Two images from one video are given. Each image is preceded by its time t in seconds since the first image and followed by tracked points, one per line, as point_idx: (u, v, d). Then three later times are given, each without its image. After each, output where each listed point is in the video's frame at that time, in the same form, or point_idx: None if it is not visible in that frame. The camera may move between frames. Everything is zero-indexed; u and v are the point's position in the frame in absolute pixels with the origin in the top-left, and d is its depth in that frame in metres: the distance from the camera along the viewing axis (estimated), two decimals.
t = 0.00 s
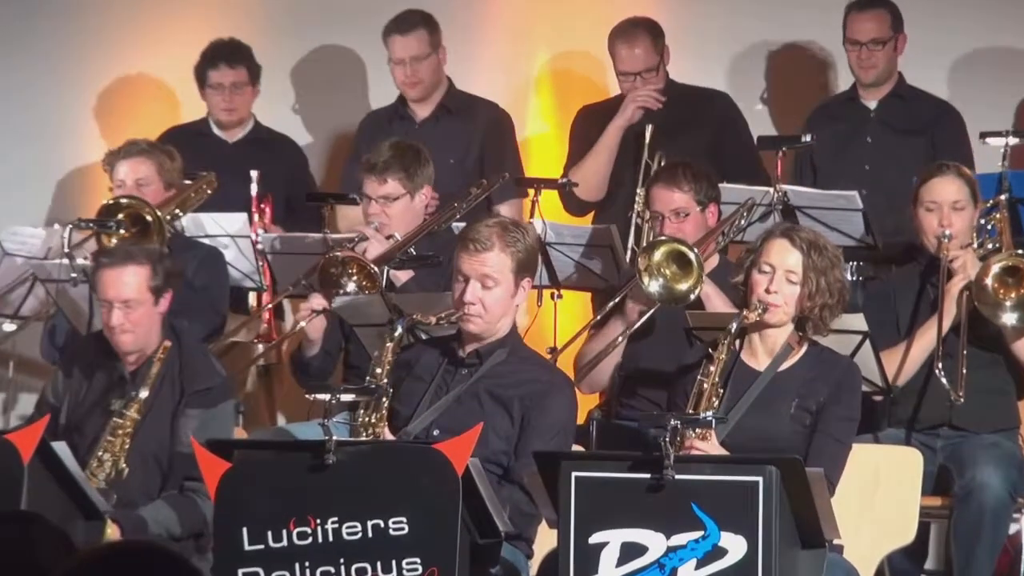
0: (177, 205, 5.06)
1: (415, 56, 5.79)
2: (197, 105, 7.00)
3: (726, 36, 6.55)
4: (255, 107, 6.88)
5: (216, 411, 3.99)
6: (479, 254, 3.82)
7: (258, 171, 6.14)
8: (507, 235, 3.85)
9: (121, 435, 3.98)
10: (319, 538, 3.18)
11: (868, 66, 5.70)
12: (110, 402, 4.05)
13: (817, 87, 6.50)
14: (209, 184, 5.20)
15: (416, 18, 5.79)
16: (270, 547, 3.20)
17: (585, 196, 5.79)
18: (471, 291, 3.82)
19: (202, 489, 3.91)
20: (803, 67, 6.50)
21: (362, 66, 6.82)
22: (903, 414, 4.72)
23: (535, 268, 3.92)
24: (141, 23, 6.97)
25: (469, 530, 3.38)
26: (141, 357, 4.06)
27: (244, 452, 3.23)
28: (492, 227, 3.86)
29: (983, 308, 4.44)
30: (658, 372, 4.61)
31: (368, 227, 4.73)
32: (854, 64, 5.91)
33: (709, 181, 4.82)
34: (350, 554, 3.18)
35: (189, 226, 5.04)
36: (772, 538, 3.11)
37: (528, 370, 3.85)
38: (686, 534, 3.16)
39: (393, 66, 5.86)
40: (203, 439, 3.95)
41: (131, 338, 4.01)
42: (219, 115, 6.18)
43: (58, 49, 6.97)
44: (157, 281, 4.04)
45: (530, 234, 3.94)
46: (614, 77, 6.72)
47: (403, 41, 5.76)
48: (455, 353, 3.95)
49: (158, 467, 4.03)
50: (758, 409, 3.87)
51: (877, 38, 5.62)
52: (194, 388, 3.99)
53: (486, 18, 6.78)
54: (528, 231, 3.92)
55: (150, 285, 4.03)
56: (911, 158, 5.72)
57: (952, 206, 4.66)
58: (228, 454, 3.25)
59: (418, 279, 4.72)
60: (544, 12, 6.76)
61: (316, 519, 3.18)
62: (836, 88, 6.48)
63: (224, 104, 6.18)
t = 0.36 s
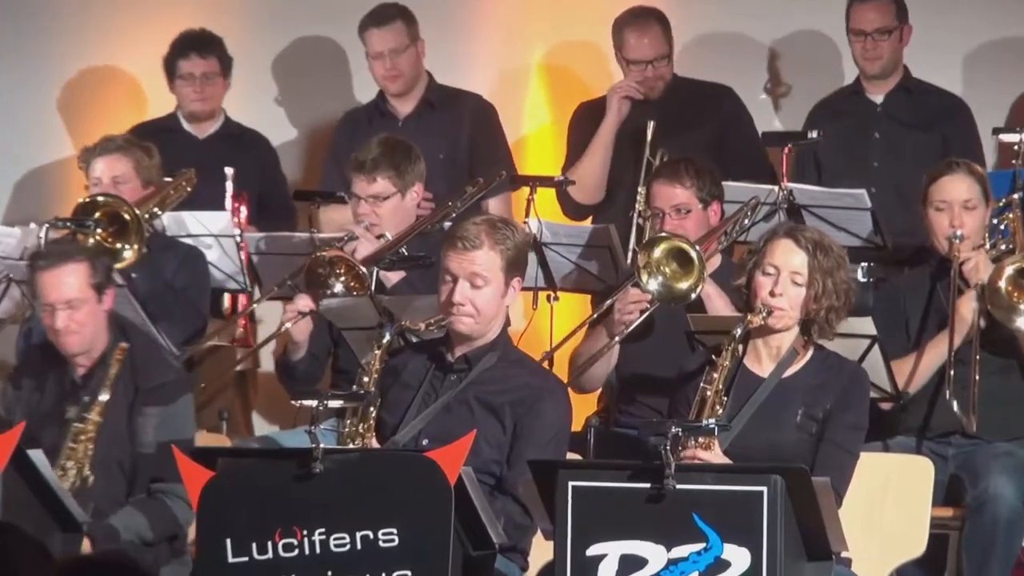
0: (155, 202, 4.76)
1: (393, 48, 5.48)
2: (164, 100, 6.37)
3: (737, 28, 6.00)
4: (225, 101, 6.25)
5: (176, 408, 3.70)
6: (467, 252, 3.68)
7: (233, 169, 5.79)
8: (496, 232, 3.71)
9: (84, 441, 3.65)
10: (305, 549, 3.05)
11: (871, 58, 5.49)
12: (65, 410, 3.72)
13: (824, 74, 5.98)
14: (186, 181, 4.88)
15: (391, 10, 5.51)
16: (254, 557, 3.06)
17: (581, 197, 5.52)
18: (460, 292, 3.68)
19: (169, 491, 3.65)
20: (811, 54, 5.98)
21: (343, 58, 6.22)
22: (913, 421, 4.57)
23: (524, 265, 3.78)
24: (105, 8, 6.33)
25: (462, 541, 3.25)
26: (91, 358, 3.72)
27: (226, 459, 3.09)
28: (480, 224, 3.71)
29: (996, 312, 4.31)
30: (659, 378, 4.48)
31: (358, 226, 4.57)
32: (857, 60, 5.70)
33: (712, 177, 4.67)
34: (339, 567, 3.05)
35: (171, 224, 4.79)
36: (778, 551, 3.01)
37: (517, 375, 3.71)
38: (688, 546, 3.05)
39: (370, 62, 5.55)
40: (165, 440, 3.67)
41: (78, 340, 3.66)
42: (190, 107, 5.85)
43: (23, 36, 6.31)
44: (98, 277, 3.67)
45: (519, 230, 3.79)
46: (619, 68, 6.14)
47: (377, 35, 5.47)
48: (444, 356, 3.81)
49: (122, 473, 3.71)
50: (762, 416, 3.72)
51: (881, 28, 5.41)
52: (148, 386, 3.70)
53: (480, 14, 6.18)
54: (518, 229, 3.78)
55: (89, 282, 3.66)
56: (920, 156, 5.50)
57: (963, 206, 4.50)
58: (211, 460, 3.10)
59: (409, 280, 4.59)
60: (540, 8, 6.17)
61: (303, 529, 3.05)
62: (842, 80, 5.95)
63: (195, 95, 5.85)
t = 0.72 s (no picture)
0: (138, 201, 4.62)
1: (381, 41, 5.25)
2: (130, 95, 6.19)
3: (745, 20, 5.86)
4: (195, 98, 6.08)
5: (127, 404, 3.42)
6: (457, 252, 3.57)
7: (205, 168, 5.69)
8: (489, 231, 3.60)
9: (38, 451, 3.35)
10: (293, 560, 2.97)
11: (879, 51, 5.36)
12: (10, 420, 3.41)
13: (830, 66, 5.84)
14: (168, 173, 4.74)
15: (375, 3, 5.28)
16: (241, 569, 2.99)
17: (580, 194, 5.36)
18: (450, 292, 3.57)
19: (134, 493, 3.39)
20: (817, 46, 5.84)
21: (329, 51, 6.06)
22: (923, 427, 4.44)
23: (516, 267, 3.66)
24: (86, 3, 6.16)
25: (456, 550, 3.12)
26: (31, 363, 3.40)
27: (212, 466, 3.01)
28: (473, 223, 3.60)
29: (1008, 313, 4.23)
30: (660, 382, 4.35)
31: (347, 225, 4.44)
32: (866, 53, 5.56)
33: (717, 174, 4.54)
34: None
35: (154, 224, 4.71)
36: (784, 563, 2.88)
37: (513, 380, 3.58)
38: (691, 558, 2.91)
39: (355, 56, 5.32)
40: (120, 440, 3.40)
41: (14, 346, 3.36)
42: (166, 104, 5.70)
43: (5, 33, 6.14)
44: (30, 278, 3.36)
45: (513, 229, 3.68)
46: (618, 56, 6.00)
47: (363, 30, 5.24)
48: (435, 360, 3.68)
49: (80, 479, 3.42)
50: (768, 423, 3.59)
51: (890, 19, 5.29)
52: (95, 385, 3.40)
53: (476, 12, 6.01)
54: (511, 230, 3.67)
55: (21, 285, 3.35)
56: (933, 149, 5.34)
57: (976, 203, 4.45)
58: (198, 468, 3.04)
59: (398, 284, 4.44)
60: None
61: (290, 540, 2.97)
62: (850, 73, 5.82)
63: (169, 92, 5.70)
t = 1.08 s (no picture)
0: (116, 199, 4.44)
1: (371, 37, 5.10)
2: (99, 90, 6.03)
3: (749, 13, 5.71)
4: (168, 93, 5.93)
5: (85, 406, 3.18)
6: (444, 254, 3.44)
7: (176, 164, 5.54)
8: (478, 233, 3.46)
9: None
10: None
11: (892, 42, 5.19)
12: None
13: (839, 61, 5.67)
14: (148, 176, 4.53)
15: None
16: None
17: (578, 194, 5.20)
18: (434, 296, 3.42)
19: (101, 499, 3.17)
20: (825, 40, 5.67)
21: (312, 46, 5.89)
22: (935, 438, 4.30)
23: (507, 271, 3.51)
24: None
25: (448, 565, 2.95)
26: None
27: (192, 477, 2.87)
28: (463, 225, 3.46)
29: None
30: (665, 388, 4.19)
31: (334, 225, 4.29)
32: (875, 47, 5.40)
33: (722, 173, 4.38)
34: None
35: (132, 222, 4.60)
36: None
37: (507, 384, 3.43)
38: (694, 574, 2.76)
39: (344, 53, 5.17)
40: (81, 444, 3.16)
41: None
42: (138, 99, 5.55)
43: None
44: None
45: (506, 234, 3.54)
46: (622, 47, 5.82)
47: (351, 25, 5.09)
48: (425, 365, 3.52)
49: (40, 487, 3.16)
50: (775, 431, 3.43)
51: (902, 10, 5.11)
52: (51, 387, 3.14)
53: (470, 5, 5.86)
54: (501, 231, 3.52)
55: None
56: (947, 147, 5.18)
57: (992, 201, 4.31)
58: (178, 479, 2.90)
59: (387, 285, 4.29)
60: None
61: (275, 555, 2.82)
62: (860, 68, 5.65)
63: (143, 86, 5.55)
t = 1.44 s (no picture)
0: (91, 197, 4.25)
1: (353, 30, 5.00)
2: (65, 82, 5.74)
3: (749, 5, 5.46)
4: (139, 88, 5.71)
5: (74, 419, 2.99)
6: (431, 259, 3.30)
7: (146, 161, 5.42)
8: (464, 236, 3.33)
9: None
10: None
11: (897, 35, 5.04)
12: None
13: (846, 51, 5.37)
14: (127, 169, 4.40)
15: None
16: None
17: (579, 189, 5.04)
18: (420, 301, 3.30)
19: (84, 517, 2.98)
20: (832, 31, 5.39)
21: (294, 38, 5.67)
22: (946, 446, 4.15)
23: (495, 275, 3.37)
24: None
25: None
26: None
27: (169, 487, 2.75)
28: (447, 228, 3.32)
29: None
30: (664, 394, 4.06)
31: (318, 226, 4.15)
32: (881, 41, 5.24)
33: (721, 172, 4.24)
34: None
35: (108, 223, 4.42)
36: None
37: (498, 391, 3.29)
38: None
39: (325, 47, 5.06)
40: (68, 460, 2.98)
41: None
42: (105, 92, 5.46)
43: None
44: None
45: (495, 238, 3.41)
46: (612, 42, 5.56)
47: (333, 16, 4.99)
48: (411, 371, 3.38)
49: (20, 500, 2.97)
50: (778, 440, 3.29)
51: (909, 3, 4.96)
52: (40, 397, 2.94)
53: None
54: (490, 236, 3.39)
55: None
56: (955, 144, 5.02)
57: (1005, 200, 4.16)
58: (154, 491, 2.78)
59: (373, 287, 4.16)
60: None
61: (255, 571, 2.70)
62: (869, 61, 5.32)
63: (110, 80, 5.46)
